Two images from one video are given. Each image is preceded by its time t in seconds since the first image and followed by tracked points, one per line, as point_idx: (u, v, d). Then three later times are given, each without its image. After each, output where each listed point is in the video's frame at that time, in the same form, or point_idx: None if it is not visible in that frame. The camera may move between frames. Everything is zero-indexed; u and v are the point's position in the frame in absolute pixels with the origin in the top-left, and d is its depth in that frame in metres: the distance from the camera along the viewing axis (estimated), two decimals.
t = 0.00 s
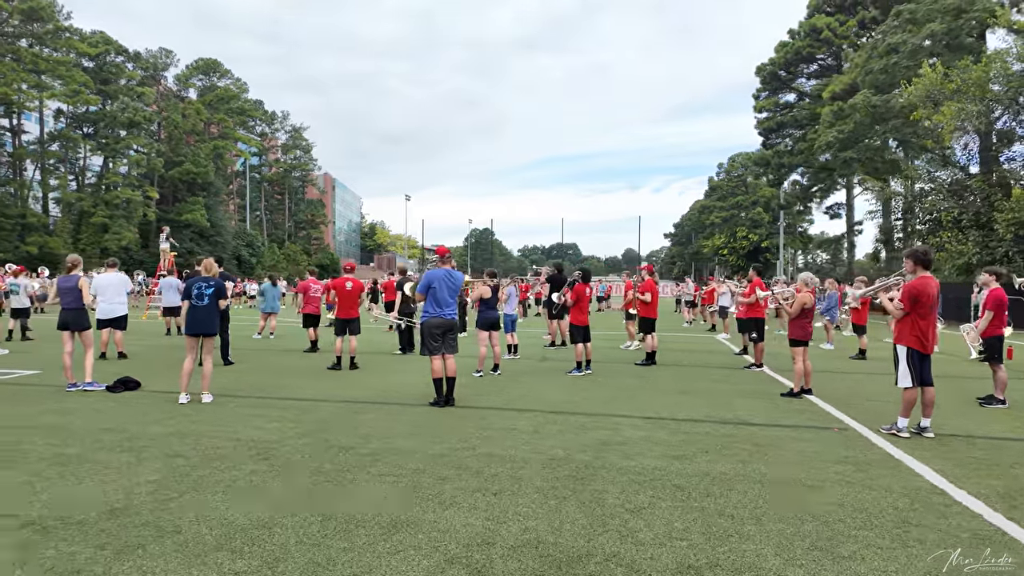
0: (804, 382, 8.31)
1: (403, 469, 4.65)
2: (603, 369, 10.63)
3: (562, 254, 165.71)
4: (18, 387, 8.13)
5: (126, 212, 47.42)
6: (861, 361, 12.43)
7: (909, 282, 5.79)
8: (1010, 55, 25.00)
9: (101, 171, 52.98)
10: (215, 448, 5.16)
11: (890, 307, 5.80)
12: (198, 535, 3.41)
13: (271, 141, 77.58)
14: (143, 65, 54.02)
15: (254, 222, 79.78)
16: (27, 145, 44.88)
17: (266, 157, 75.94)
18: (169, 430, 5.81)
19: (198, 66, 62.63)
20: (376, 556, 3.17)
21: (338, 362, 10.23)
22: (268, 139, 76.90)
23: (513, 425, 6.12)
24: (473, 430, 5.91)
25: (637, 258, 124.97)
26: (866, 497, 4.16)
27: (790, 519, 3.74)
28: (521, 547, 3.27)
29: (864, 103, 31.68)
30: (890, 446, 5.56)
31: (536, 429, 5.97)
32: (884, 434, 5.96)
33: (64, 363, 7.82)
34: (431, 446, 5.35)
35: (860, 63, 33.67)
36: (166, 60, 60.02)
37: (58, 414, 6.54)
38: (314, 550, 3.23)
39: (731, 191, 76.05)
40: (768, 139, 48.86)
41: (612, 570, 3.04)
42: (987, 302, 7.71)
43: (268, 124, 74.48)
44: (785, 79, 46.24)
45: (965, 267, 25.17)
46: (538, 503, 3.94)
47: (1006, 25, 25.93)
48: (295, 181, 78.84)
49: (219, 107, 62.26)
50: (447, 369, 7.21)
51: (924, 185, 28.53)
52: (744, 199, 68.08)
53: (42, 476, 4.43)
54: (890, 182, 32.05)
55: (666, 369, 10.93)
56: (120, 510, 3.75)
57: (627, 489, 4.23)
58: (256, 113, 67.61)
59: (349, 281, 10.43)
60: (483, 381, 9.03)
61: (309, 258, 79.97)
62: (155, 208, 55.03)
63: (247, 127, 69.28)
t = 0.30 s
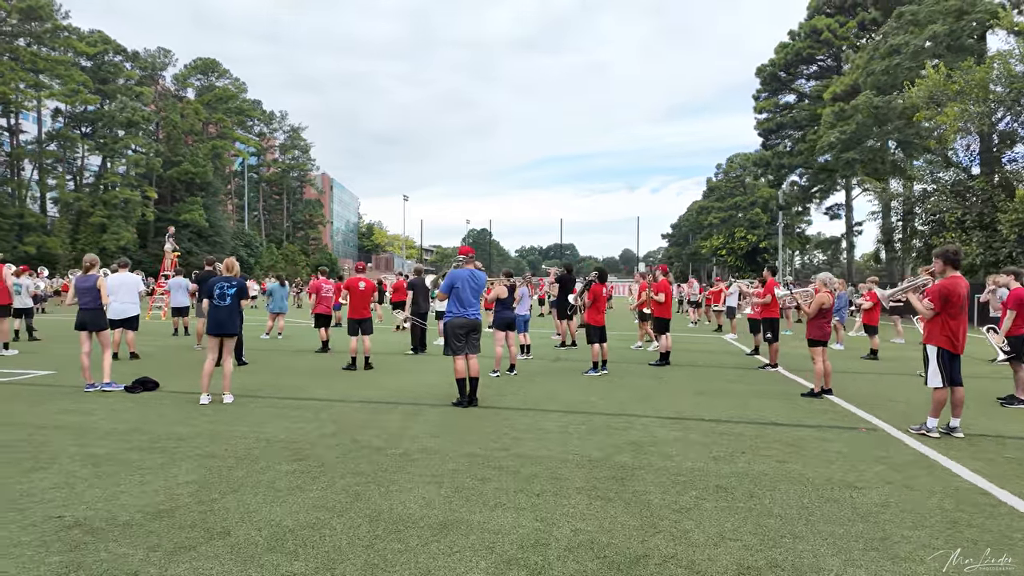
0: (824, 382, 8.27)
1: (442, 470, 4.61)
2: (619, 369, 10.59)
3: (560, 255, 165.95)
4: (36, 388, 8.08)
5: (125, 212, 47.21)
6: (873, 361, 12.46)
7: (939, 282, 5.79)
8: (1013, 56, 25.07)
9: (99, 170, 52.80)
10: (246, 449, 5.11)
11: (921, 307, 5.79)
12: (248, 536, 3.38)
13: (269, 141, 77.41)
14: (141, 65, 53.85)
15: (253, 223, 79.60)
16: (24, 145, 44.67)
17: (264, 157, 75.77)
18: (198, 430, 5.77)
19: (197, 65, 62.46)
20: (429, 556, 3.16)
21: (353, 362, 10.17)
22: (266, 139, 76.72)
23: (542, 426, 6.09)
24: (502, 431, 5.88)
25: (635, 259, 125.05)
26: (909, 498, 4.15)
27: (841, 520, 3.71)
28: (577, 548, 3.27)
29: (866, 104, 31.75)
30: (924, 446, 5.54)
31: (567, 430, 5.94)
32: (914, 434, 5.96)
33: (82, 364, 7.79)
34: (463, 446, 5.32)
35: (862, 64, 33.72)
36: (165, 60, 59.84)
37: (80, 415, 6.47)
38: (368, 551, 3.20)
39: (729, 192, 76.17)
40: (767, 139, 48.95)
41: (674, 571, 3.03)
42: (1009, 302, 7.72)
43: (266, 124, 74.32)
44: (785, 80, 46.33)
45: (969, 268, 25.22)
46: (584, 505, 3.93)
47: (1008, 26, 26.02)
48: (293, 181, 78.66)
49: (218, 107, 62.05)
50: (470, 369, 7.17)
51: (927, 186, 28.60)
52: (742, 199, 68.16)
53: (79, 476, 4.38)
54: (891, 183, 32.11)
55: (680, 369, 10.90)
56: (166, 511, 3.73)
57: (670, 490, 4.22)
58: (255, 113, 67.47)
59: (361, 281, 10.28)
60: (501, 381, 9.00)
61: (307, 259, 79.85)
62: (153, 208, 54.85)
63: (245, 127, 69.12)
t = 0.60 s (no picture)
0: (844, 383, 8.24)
1: (481, 474, 4.61)
2: (636, 371, 10.59)
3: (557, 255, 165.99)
4: (54, 390, 8.05)
5: (124, 212, 47.06)
6: (885, 362, 12.51)
7: (969, 285, 5.80)
8: (1017, 58, 25.11)
9: (98, 170, 52.63)
10: (280, 452, 5.10)
11: (950, 310, 5.82)
12: (300, 541, 3.36)
13: (268, 141, 77.25)
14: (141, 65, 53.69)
15: (252, 223, 79.53)
16: (23, 145, 44.48)
17: (263, 158, 75.65)
18: (227, 434, 5.75)
19: (196, 65, 62.30)
20: (486, 562, 3.15)
21: (369, 364, 10.15)
22: (265, 139, 76.57)
23: (571, 429, 6.09)
24: (532, 434, 5.88)
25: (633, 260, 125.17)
26: (949, 501, 4.15)
27: (891, 524, 3.71)
28: (634, 554, 3.27)
29: (869, 106, 31.78)
30: (955, 449, 5.56)
31: (597, 433, 5.95)
32: (942, 437, 5.96)
33: (102, 366, 7.77)
34: (497, 450, 5.32)
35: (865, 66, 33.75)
36: (164, 60, 59.71)
37: (105, 418, 6.45)
38: (424, 559, 3.19)
39: (728, 193, 76.29)
40: (767, 141, 49.07)
41: None
42: None
43: (265, 124, 74.15)
44: (786, 81, 46.37)
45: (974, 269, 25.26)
46: (631, 509, 3.91)
47: (1011, 28, 26.06)
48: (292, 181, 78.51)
49: (217, 107, 61.85)
50: (495, 372, 7.13)
51: (930, 187, 28.65)
52: (741, 200, 68.27)
53: (119, 480, 4.38)
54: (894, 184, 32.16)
55: (696, 370, 10.91)
56: (214, 516, 3.72)
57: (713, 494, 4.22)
58: (254, 113, 67.33)
59: (377, 283, 10.20)
60: (520, 384, 8.98)
61: (306, 259, 79.78)
62: (153, 209, 54.72)
63: (245, 127, 68.97)
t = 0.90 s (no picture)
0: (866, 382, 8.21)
1: (520, 475, 4.57)
2: (652, 372, 10.54)
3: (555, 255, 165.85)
4: (72, 391, 8.00)
5: (123, 212, 46.96)
6: (898, 361, 12.53)
7: (1001, 284, 5.76)
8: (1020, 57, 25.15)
9: (97, 170, 52.45)
10: (314, 453, 5.05)
11: (982, 309, 5.78)
12: (353, 543, 3.32)
13: (266, 141, 77.03)
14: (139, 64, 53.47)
15: (251, 223, 79.35)
16: (21, 144, 44.28)
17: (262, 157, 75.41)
18: (256, 434, 5.71)
19: (195, 64, 62.10)
20: (544, 564, 3.11)
21: (385, 364, 10.11)
22: (264, 139, 76.34)
23: (601, 429, 6.04)
24: (563, 434, 5.84)
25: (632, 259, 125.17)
26: (995, 501, 4.12)
27: (945, 525, 3.67)
28: (693, 556, 3.24)
29: (872, 105, 31.80)
30: (989, 448, 5.54)
31: (627, 433, 5.90)
32: (974, 436, 5.94)
33: (120, 366, 7.71)
34: (530, 450, 5.27)
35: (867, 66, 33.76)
36: (162, 59, 59.56)
37: (128, 418, 6.41)
38: (481, 560, 3.15)
39: (728, 192, 76.31)
40: (767, 140, 49.08)
41: None
42: None
43: (264, 124, 73.92)
44: (787, 80, 46.36)
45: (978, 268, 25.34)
46: (679, 510, 3.89)
47: (1013, 28, 26.11)
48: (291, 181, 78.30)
49: (216, 107, 61.59)
50: (518, 371, 7.08)
51: (934, 186, 28.69)
52: (741, 200, 68.31)
53: (155, 482, 4.32)
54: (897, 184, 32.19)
55: (712, 370, 10.86)
56: (258, 517, 3.67)
57: (758, 495, 4.19)
58: (253, 112, 67.15)
59: (393, 282, 10.13)
60: (539, 384, 8.96)
61: (306, 259, 79.63)
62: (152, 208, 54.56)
63: (243, 126, 68.74)
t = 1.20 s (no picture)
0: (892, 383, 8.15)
1: (562, 477, 4.50)
2: (672, 372, 10.45)
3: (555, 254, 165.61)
4: (90, 391, 7.93)
5: (123, 211, 46.84)
6: (914, 361, 12.50)
7: None
8: None
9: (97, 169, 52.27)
10: (349, 456, 4.98)
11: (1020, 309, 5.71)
12: (407, 548, 3.26)
13: (266, 140, 76.80)
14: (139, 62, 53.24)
15: (251, 222, 79.18)
16: (21, 143, 44.08)
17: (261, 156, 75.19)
18: (286, 436, 5.64)
19: (195, 63, 61.89)
20: (604, 569, 3.05)
21: (403, 363, 10.07)
22: (263, 138, 76.13)
23: (633, 430, 5.96)
24: (596, 436, 5.76)
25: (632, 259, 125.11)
26: None
27: (1001, 528, 3.62)
28: (757, 560, 3.19)
29: (877, 105, 31.76)
30: None
31: (660, 435, 5.84)
32: (1010, 437, 5.89)
33: (140, 367, 7.63)
34: (567, 451, 5.20)
35: (872, 65, 33.68)
36: (162, 57, 59.41)
37: (153, 419, 6.33)
38: (541, 566, 3.07)
39: (728, 191, 76.21)
40: (769, 140, 49.01)
41: None
42: None
43: (264, 123, 73.66)
44: (789, 80, 46.24)
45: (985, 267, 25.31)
46: (732, 514, 3.82)
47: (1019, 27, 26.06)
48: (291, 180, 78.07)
49: (216, 106, 61.37)
50: (544, 371, 6.98)
51: (940, 186, 28.64)
52: (741, 199, 68.24)
53: (193, 485, 4.24)
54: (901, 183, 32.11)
55: (730, 371, 10.79)
56: (307, 522, 3.62)
57: (808, 499, 4.13)
58: (253, 112, 66.97)
59: (411, 281, 10.07)
60: (559, 384, 8.90)
61: (306, 258, 79.42)
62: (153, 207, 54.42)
63: (243, 126, 68.51)
